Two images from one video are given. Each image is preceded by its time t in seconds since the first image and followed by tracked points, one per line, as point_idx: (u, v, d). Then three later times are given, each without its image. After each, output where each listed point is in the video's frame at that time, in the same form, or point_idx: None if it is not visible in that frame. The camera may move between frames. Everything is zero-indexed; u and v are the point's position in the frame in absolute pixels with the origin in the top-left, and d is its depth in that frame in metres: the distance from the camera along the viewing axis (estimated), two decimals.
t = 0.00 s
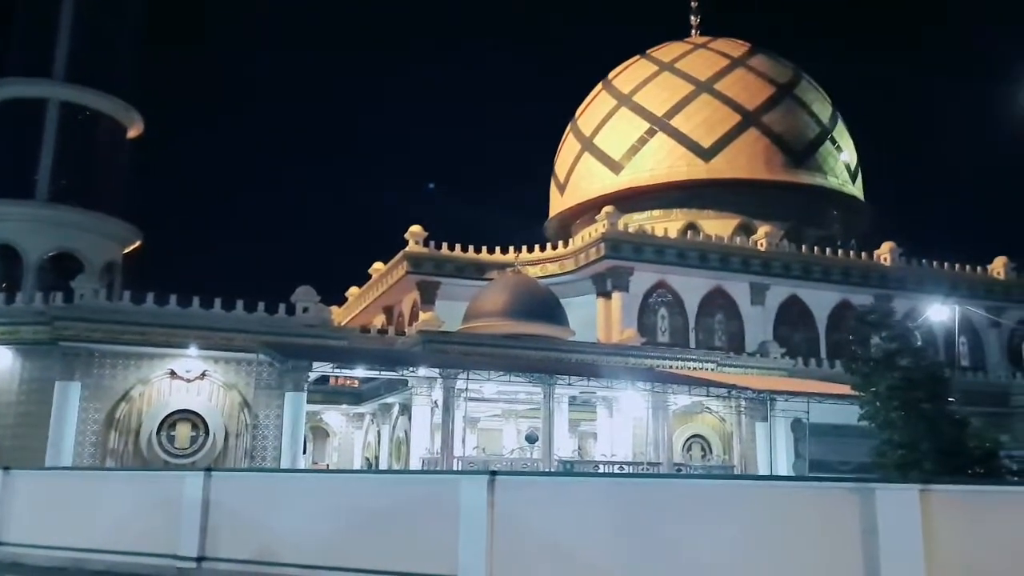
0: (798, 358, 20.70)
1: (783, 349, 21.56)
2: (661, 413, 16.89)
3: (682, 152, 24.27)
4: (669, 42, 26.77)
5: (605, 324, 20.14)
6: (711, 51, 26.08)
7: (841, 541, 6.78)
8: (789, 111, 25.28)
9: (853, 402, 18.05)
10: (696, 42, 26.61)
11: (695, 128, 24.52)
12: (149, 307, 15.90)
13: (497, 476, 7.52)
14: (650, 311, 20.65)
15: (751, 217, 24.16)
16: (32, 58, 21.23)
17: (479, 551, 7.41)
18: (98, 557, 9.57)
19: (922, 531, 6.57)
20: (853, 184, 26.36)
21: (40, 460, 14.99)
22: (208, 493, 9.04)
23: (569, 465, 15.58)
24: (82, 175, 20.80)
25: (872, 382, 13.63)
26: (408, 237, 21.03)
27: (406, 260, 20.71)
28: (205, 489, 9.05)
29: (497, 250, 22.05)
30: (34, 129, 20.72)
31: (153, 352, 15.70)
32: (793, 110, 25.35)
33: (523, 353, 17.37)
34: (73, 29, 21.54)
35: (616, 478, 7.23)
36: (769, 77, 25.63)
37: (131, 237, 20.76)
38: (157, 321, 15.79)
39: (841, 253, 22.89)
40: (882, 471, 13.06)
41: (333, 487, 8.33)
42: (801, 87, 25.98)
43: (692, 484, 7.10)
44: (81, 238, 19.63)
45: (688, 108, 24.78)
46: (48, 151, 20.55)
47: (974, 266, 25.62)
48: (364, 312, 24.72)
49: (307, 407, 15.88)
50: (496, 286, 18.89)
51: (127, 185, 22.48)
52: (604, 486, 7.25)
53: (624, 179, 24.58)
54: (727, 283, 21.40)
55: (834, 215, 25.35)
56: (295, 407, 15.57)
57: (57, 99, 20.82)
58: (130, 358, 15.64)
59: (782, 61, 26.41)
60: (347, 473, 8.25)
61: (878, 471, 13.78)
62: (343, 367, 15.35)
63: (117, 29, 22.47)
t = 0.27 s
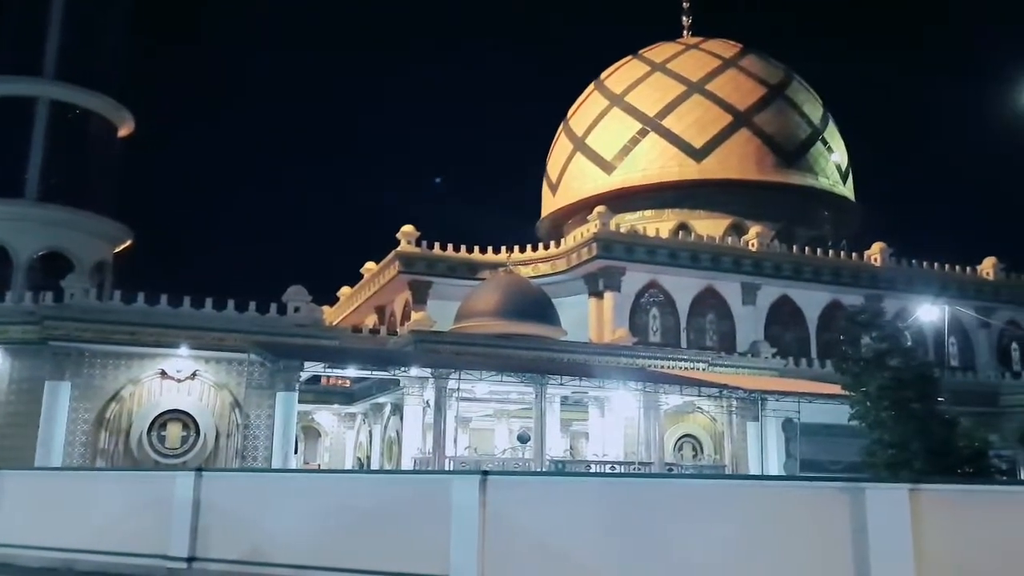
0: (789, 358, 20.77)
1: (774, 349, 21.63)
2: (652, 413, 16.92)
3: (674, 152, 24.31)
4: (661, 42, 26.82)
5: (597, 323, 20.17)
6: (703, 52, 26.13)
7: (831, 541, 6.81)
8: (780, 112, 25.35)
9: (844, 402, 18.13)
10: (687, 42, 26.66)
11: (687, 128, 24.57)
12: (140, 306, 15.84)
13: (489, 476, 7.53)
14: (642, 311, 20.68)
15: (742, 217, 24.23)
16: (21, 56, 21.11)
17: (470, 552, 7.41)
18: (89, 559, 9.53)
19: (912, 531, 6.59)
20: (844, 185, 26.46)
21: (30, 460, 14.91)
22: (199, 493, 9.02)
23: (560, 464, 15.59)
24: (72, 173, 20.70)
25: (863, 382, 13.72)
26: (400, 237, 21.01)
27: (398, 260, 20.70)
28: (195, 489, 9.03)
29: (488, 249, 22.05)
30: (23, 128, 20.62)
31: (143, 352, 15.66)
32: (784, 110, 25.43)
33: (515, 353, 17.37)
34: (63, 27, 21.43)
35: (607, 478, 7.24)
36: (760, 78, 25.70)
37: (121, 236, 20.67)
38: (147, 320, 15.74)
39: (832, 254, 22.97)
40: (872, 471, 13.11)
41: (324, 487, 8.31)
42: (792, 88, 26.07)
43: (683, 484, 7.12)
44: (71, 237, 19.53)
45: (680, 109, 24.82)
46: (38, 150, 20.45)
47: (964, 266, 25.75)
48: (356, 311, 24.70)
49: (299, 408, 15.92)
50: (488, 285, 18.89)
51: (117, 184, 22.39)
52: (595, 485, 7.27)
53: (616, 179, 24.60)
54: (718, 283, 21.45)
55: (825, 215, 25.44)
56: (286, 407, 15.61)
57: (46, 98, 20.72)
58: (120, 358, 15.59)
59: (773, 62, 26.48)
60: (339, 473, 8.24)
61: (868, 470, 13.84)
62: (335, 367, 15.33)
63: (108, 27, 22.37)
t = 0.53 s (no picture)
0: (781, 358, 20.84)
1: (765, 349, 21.69)
2: (645, 414, 16.94)
3: (666, 153, 24.37)
4: (654, 44, 26.87)
5: (589, 324, 20.19)
6: (695, 53, 26.20)
7: (822, 541, 6.82)
8: (772, 114, 25.43)
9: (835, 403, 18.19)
10: (680, 44, 26.71)
11: (679, 129, 24.63)
12: (131, 306, 15.68)
13: (481, 477, 7.53)
14: (634, 312, 20.72)
15: (734, 218, 24.31)
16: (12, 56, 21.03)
17: (462, 552, 7.42)
18: (80, 560, 9.50)
19: (902, 530, 6.63)
20: (836, 186, 26.56)
21: (20, 461, 14.85)
22: (191, 494, 8.99)
23: (553, 465, 15.60)
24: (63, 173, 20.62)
25: (853, 383, 13.74)
26: (392, 238, 21.00)
27: (390, 260, 20.68)
28: (187, 491, 9.00)
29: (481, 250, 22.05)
30: (14, 127, 20.54)
31: (135, 352, 15.63)
32: (775, 112, 25.52)
33: (507, 354, 17.38)
34: (55, 27, 21.35)
35: (600, 479, 7.26)
36: (752, 79, 25.78)
37: (113, 237, 20.61)
38: (138, 321, 15.59)
39: (823, 255, 23.06)
40: (863, 471, 13.15)
41: (316, 489, 8.30)
42: (784, 90, 26.16)
43: (675, 485, 7.14)
44: (62, 237, 19.46)
45: (672, 110, 24.88)
46: (29, 150, 20.38)
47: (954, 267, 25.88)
48: (348, 312, 24.68)
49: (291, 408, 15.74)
50: (481, 286, 18.90)
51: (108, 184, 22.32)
52: (587, 485, 7.29)
53: (609, 181, 24.64)
54: (710, 284, 21.50)
55: (817, 217, 25.53)
56: (278, 408, 15.44)
57: (37, 97, 20.65)
58: (111, 358, 15.55)
59: (765, 63, 26.56)
60: (332, 474, 8.23)
61: (860, 470, 13.89)
62: (327, 368, 15.27)
63: (100, 27, 22.31)
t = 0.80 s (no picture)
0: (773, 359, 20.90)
1: (758, 350, 21.74)
2: (637, 414, 16.95)
3: (659, 154, 24.41)
4: (647, 45, 26.90)
5: (582, 325, 20.21)
6: (688, 54, 26.24)
7: (814, 542, 6.83)
8: (764, 115, 25.50)
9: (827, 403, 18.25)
10: (673, 45, 26.76)
11: (672, 130, 24.67)
12: (123, 307, 15.74)
13: (474, 477, 7.53)
14: (627, 313, 20.74)
15: (726, 219, 24.37)
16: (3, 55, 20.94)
17: (455, 554, 7.41)
18: (70, 561, 9.45)
19: (893, 530, 6.65)
20: (827, 187, 26.65)
21: (10, 461, 14.75)
22: (182, 495, 8.96)
23: (545, 465, 15.59)
24: (54, 173, 20.54)
25: (845, 384, 13.75)
26: (385, 238, 20.98)
27: (383, 261, 20.66)
28: (179, 491, 8.97)
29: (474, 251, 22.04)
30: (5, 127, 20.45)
31: (127, 353, 15.57)
32: (768, 113, 25.58)
33: (500, 354, 17.38)
34: (47, 26, 21.26)
35: (591, 479, 7.27)
36: (744, 81, 25.84)
37: (104, 236, 20.52)
38: (130, 321, 15.66)
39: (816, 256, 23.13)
40: (855, 471, 13.18)
41: (307, 489, 8.29)
42: (776, 91, 26.23)
43: (668, 485, 7.14)
44: (53, 237, 19.37)
45: (665, 111, 24.92)
46: (20, 149, 20.29)
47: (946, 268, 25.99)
48: (341, 312, 24.63)
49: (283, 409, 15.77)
50: (474, 286, 18.90)
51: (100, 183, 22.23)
52: (579, 485, 7.30)
53: (602, 181, 24.67)
54: (702, 285, 21.54)
55: (809, 218, 25.60)
56: (270, 408, 15.46)
57: (29, 97, 20.56)
58: (102, 359, 15.47)
59: (758, 65, 26.63)
60: (324, 475, 8.21)
61: (851, 471, 13.93)
62: (319, 368, 15.24)
63: (92, 26, 22.22)
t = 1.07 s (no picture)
0: (765, 360, 20.95)
1: (750, 351, 21.79)
2: (630, 415, 16.97)
3: (652, 155, 24.44)
4: (640, 46, 26.94)
5: (575, 325, 20.23)
6: (681, 56, 26.30)
7: (806, 543, 6.84)
8: (756, 117, 25.57)
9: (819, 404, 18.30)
10: (666, 47, 26.80)
11: (665, 132, 24.71)
12: (114, 307, 15.64)
13: (466, 478, 7.52)
14: (620, 313, 20.76)
15: (718, 221, 24.43)
16: None
17: (447, 555, 7.41)
18: (60, 563, 9.41)
19: (885, 530, 6.68)
20: (819, 189, 26.73)
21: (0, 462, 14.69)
22: (173, 495, 8.93)
23: (538, 466, 15.59)
24: (44, 173, 20.45)
25: (837, 385, 13.80)
26: (378, 239, 20.96)
27: (376, 261, 20.63)
28: (171, 492, 8.94)
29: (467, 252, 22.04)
30: None
31: (118, 353, 15.53)
32: (760, 115, 25.65)
33: (493, 356, 17.38)
34: (38, 25, 21.16)
35: (583, 479, 7.27)
36: (737, 82, 25.90)
37: (96, 237, 20.44)
38: (122, 322, 15.55)
39: (807, 257, 23.21)
40: (846, 472, 13.22)
41: (299, 489, 8.28)
42: (769, 93, 26.30)
43: (660, 485, 7.15)
44: (44, 237, 19.30)
45: (658, 113, 24.96)
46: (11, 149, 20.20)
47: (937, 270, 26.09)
48: (334, 313, 24.60)
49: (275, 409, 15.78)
50: (467, 287, 18.90)
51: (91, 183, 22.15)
52: (571, 486, 7.30)
53: (595, 182, 24.70)
54: (695, 286, 21.58)
55: (801, 219, 25.68)
56: (262, 409, 15.49)
57: (20, 96, 20.46)
58: (94, 359, 15.44)
59: (750, 67, 26.70)
60: (316, 475, 8.20)
61: (843, 472, 13.98)
62: (311, 369, 15.20)
63: (84, 26, 22.13)
